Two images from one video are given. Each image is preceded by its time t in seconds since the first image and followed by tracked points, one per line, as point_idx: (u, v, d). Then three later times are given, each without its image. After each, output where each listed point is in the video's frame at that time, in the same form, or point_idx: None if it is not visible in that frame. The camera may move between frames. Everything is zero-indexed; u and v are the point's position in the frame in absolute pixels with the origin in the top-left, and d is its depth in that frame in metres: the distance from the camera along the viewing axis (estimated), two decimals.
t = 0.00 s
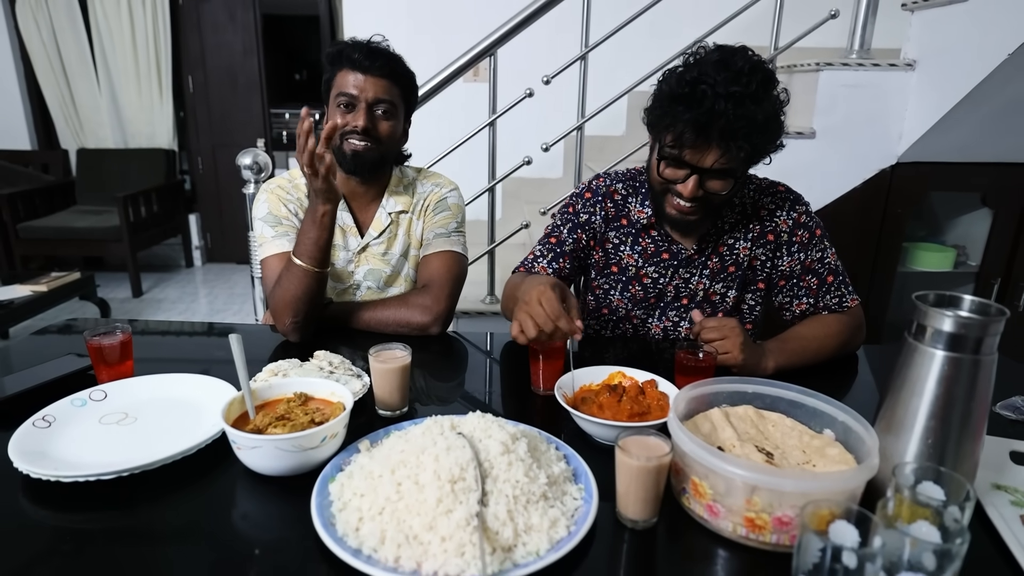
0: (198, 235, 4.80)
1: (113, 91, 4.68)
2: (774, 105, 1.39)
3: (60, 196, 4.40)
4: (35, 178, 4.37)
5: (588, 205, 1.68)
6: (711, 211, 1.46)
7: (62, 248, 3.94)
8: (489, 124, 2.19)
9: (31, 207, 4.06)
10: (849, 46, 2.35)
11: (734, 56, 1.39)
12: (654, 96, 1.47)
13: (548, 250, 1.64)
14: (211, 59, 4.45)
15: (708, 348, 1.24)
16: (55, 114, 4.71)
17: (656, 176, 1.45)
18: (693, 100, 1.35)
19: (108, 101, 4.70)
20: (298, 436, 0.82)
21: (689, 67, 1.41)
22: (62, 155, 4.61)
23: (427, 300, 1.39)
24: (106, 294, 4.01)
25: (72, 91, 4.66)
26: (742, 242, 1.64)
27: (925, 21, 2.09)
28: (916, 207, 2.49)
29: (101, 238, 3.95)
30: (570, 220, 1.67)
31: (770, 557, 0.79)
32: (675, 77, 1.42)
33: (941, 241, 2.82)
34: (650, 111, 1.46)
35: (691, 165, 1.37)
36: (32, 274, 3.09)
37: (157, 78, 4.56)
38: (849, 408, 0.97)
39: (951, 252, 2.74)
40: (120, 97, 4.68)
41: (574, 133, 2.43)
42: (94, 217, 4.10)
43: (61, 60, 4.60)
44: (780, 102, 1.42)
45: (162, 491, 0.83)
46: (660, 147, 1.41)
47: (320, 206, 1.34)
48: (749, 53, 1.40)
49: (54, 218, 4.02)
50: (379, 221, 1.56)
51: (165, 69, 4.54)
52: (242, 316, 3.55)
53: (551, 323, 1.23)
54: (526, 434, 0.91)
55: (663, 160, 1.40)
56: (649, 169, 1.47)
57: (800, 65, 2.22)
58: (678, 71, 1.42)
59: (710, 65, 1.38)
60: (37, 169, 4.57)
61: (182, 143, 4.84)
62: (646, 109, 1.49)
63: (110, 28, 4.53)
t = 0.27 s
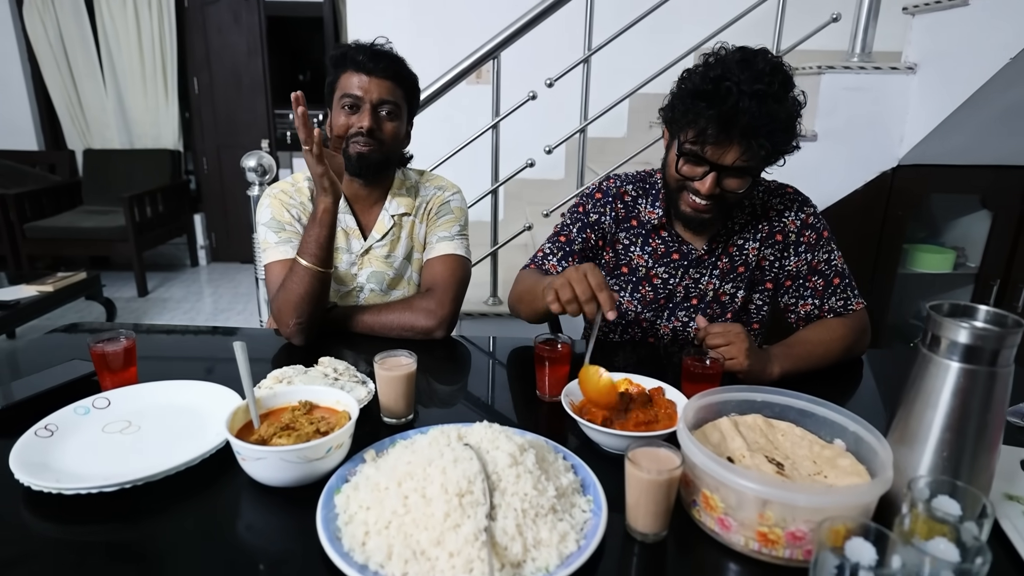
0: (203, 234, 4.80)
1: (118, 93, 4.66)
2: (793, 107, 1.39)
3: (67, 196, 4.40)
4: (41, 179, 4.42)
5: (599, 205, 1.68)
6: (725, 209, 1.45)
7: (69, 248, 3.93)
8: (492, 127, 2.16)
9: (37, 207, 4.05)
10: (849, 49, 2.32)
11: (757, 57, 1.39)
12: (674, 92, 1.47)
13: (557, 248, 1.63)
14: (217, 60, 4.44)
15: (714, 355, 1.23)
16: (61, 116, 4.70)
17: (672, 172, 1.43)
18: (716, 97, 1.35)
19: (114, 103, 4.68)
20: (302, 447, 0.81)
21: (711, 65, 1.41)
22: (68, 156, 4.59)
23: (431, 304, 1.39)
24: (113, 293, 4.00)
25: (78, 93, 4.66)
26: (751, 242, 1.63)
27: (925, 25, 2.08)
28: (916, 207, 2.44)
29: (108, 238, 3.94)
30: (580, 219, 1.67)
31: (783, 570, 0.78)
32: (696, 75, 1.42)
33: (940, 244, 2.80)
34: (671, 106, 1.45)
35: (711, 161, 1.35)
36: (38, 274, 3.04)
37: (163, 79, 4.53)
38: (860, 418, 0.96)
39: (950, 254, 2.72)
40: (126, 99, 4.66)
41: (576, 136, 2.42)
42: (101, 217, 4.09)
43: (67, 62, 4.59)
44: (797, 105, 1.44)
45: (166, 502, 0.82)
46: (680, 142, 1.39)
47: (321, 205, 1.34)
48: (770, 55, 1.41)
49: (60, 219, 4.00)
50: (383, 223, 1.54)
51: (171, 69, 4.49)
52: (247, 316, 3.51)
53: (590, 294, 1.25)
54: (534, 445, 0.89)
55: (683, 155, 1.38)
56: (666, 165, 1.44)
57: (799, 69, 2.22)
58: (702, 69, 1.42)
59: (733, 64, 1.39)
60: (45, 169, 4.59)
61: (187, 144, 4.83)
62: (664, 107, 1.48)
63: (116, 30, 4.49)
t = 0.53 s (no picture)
0: (211, 238, 5.05)
1: (129, 105, 4.96)
2: (801, 120, 1.41)
3: (75, 202, 4.68)
4: (53, 184, 4.70)
5: (605, 214, 1.69)
6: (732, 217, 1.44)
7: (79, 252, 4.18)
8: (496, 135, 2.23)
9: (47, 212, 4.35)
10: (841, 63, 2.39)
11: (768, 71, 1.41)
12: (687, 100, 1.48)
13: (565, 254, 1.65)
14: (224, 70, 4.70)
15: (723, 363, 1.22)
16: (73, 123, 5.02)
17: (682, 178, 1.44)
18: (728, 107, 1.36)
19: (124, 111, 4.97)
20: (317, 465, 0.80)
21: (724, 76, 1.43)
22: (79, 162, 4.91)
23: (440, 311, 1.42)
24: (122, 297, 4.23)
25: (88, 101, 4.95)
26: (754, 250, 1.63)
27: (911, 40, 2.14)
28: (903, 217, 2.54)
29: (118, 242, 4.18)
30: (586, 226, 1.68)
31: None
32: (707, 87, 1.44)
33: (923, 249, 2.90)
34: (683, 114, 1.46)
35: (721, 169, 1.35)
36: (48, 278, 3.18)
37: (172, 89, 4.82)
38: (873, 430, 0.96)
39: (934, 259, 2.83)
40: (136, 107, 4.96)
41: (579, 144, 2.41)
42: (111, 222, 4.38)
43: (79, 74, 4.88)
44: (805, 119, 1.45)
45: (178, 521, 0.80)
46: (690, 149, 1.40)
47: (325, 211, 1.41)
48: (780, 69, 1.43)
49: (71, 223, 4.28)
50: (388, 232, 1.58)
51: (180, 81, 4.78)
52: (249, 320, 3.82)
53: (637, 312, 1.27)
54: (550, 459, 0.89)
55: (693, 162, 1.38)
56: (676, 171, 1.45)
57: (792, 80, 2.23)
58: (716, 79, 1.43)
59: (745, 77, 1.40)
60: (55, 174, 4.90)
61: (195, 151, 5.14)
62: (676, 116, 1.50)
63: (126, 41, 4.78)
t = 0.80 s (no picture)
0: (202, 240, 5.10)
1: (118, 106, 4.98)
2: (805, 124, 1.39)
3: (64, 204, 4.67)
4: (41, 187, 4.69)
5: (607, 216, 1.66)
6: (734, 219, 1.43)
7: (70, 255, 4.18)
8: (491, 137, 2.22)
9: (36, 215, 4.33)
10: (830, 66, 2.38)
11: (773, 73, 1.39)
12: (692, 101, 1.46)
13: (568, 257, 1.63)
14: (215, 74, 4.74)
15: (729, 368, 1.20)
16: (61, 126, 5.01)
17: (685, 180, 1.43)
18: (734, 110, 1.34)
19: (113, 114, 4.99)
20: (320, 479, 0.76)
21: (729, 78, 1.41)
22: (67, 165, 4.88)
23: (440, 317, 1.43)
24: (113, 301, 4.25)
25: (76, 103, 4.97)
26: (754, 251, 1.62)
27: (899, 44, 2.14)
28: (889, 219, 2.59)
29: (108, 245, 4.19)
30: (588, 229, 1.66)
31: None
32: (713, 88, 1.41)
33: (906, 249, 2.93)
34: (687, 115, 1.44)
35: (725, 172, 1.34)
36: (38, 282, 3.13)
37: (161, 91, 4.84)
38: (885, 435, 0.95)
39: (919, 259, 2.85)
40: (125, 110, 4.99)
41: (573, 146, 2.39)
42: (100, 225, 4.38)
43: (66, 76, 4.90)
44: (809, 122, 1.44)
45: (174, 540, 0.77)
46: (694, 151, 1.38)
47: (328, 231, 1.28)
48: (785, 72, 1.41)
49: (60, 227, 4.27)
50: (388, 237, 1.64)
51: (169, 82, 4.81)
52: (242, 321, 3.80)
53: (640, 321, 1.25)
54: (561, 469, 0.87)
55: (697, 165, 1.36)
56: (680, 173, 1.43)
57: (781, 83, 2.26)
58: (721, 81, 1.41)
59: (751, 79, 1.38)
60: (43, 177, 4.88)
61: (186, 153, 5.16)
62: (679, 117, 1.48)
63: (115, 43, 4.80)
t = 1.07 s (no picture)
0: (196, 234, 5.21)
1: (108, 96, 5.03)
2: (811, 112, 1.37)
3: (59, 200, 4.67)
4: (35, 182, 4.71)
5: (607, 204, 1.65)
6: (736, 208, 1.43)
7: (65, 249, 4.18)
8: (485, 129, 2.20)
9: (30, 210, 4.31)
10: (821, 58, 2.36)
11: (779, 60, 1.36)
12: (696, 89, 1.44)
13: (568, 246, 1.61)
14: (206, 68, 4.75)
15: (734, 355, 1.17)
16: (53, 121, 5.04)
17: (688, 169, 1.41)
18: (740, 99, 1.32)
19: (104, 109, 5.05)
20: (328, 472, 0.75)
21: (736, 64, 1.38)
22: (60, 160, 4.94)
23: (440, 306, 1.41)
24: (109, 294, 4.25)
25: (68, 98, 5.01)
26: (754, 240, 1.60)
27: (892, 35, 2.12)
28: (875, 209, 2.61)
29: (103, 240, 4.19)
30: (589, 217, 1.64)
31: None
32: (720, 74, 1.38)
33: (892, 238, 2.95)
34: (691, 103, 1.42)
35: (730, 163, 1.33)
36: (33, 277, 3.08)
37: (153, 88, 4.91)
38: (894, 422, 0.95)
39: (905, 248, 2.88)
40: (117, 105, 5.03)
41: (566, 138, 2.37)
42: (95, 219, 4.38)
43: (57, 71, 4.92)
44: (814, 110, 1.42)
45: (178, 534, 0.75)
46: (698, 141, 1.36)
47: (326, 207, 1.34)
48: (791, 59, 1.39)
49: (54, 222, 4.27)
50: (384, 227, 1.61)
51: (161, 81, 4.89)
52: (239, 313, 3.79)
53: (619, 317, 1.28)
54: (570, 459, 0.86)
55: (701, 155, 1.35)
56: (683, 162, 1.42)
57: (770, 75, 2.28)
58: (728, 69, 1.38)
59: (758, 67, 1.35)
60: (37, 173, 4.91)
61: (179, 148, 5.21)
62: (683, 105, 1.46)
63: (104, 38, 4.83)
